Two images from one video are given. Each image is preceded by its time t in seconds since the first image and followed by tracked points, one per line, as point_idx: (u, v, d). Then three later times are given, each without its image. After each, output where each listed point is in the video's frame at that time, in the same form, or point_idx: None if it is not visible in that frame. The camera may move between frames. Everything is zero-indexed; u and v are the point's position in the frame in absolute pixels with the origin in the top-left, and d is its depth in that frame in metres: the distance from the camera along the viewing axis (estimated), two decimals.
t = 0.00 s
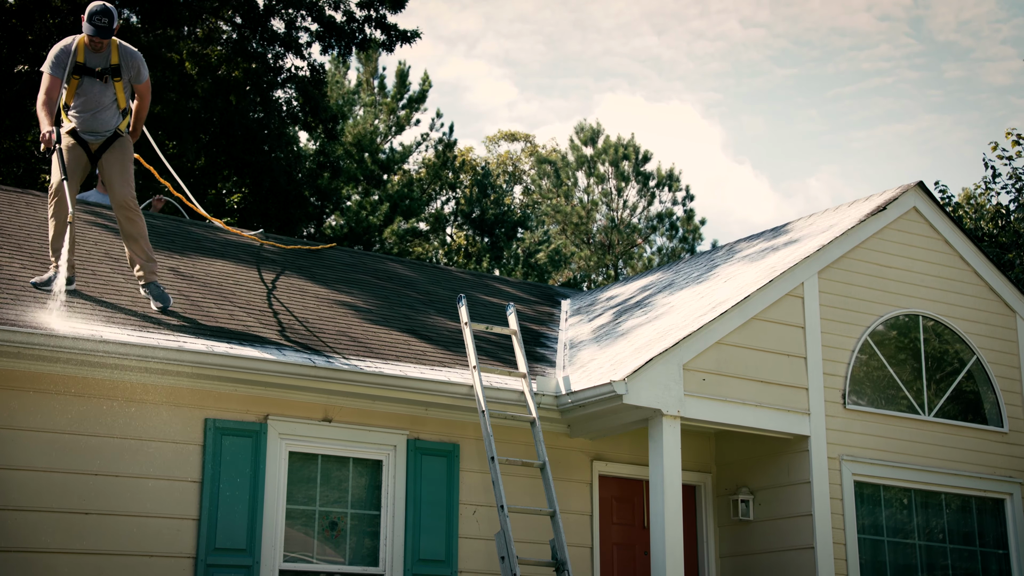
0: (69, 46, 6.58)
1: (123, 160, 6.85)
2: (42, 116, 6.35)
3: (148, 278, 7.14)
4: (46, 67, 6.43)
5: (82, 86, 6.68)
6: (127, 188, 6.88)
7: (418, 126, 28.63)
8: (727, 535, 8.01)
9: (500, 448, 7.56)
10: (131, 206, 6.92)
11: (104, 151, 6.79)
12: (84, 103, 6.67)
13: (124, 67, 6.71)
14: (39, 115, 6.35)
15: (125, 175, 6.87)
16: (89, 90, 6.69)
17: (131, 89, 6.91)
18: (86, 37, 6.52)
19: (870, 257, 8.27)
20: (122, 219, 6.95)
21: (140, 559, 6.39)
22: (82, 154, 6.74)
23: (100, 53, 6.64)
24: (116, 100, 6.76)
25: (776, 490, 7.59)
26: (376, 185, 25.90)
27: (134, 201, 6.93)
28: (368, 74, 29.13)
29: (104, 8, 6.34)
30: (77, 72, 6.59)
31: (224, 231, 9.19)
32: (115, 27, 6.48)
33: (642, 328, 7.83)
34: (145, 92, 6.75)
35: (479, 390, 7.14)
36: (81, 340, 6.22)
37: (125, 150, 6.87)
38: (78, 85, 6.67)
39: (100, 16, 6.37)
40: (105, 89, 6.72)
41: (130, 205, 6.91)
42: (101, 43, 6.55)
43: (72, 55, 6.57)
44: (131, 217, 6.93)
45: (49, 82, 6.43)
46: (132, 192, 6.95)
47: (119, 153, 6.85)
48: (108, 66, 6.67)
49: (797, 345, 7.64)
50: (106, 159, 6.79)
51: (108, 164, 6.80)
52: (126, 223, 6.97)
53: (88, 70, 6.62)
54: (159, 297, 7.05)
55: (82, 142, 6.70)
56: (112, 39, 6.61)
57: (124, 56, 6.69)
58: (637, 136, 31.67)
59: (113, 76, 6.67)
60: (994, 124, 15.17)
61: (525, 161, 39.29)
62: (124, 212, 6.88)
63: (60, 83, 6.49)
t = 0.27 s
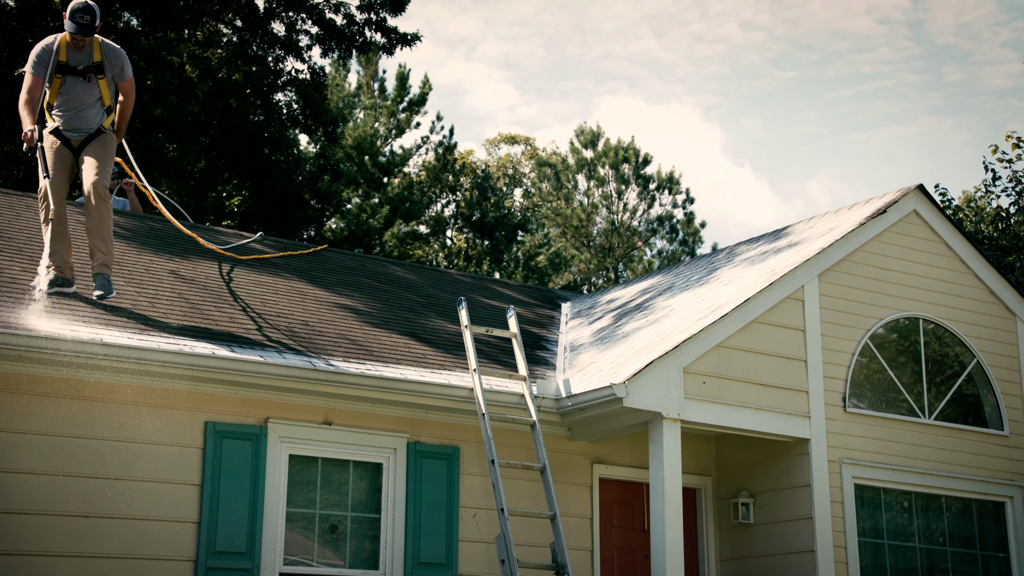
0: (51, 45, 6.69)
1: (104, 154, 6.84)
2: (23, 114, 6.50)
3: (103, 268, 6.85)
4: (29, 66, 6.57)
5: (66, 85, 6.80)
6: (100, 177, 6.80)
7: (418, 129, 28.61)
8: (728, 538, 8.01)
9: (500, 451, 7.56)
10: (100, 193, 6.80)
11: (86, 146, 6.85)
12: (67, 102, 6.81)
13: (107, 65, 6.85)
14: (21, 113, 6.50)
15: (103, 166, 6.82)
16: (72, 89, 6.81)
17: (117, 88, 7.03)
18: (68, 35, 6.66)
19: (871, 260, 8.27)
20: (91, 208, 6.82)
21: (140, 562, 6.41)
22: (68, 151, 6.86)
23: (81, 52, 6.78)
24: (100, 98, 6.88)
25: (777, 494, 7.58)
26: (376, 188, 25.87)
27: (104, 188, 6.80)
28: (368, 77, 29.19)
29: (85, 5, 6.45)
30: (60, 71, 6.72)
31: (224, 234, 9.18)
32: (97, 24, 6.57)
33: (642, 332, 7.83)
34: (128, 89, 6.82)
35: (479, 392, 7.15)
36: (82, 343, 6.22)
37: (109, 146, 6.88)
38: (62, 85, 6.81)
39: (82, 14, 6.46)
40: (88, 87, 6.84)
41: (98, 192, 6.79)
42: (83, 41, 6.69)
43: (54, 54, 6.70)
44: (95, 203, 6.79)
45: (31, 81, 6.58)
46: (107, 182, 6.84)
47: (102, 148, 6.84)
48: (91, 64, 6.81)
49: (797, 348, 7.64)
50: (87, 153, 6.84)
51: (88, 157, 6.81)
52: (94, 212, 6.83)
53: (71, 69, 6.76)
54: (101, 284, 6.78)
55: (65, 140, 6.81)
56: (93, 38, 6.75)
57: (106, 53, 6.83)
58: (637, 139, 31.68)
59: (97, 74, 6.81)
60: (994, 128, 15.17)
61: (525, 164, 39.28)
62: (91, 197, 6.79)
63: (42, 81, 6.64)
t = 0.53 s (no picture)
0: (35, 44, 6.57)
1: (87, 152, 6.67)
2: (9, 113, 6.43)
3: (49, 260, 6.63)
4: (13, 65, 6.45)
5: (51, 84, 6.67)
6: (79, 174, 6.61)
7: (418, 132, 28.62)
8: (728, 541, 8.00)
9: (501, 455, 7.55)
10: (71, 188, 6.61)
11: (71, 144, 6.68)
12: (53, 101, 6.66)
13: (94, 64, 6.72)
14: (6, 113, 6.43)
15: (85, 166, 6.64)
16: (58, 88, 6.67)
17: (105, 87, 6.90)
18: (53, 33, 6.50)
19: (871, 263, 8.27)
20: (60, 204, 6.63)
21: (140, 565, 6.42)
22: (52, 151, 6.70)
23: (67, 50, 6.63)
24: (87, 97, 6.75)
25: (777, 497, 7.58)
26: (376, 191, 25.95)
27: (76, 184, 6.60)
28: (369, 81, 29.25)
29: (70, 4, 6.30)
30: (44, 70, 6.58)
31: (224, 238, 9.17)
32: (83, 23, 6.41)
33: (642, 335, 7.82)
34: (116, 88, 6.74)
35: (479, 395, 7.16)
36: (82, 347, 6.24)
37: (94, 146, 6.73)
38: (47, 84, 6.67)
39: (67, 12, 6.31)
40: (74, 86, 6.70)
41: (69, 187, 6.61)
42: (69, 39, 6.53)
43: (39, 53, 6.56)
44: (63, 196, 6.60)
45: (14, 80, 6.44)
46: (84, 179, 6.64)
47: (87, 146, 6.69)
48: (77, 63, 6.67)
49: (797, 352, 7.64)
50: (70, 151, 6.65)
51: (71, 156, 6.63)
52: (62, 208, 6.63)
53: (55, 67, 6.61)
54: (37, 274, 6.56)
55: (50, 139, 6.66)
56: (79, 35, 6.60)
57: (92, 52, 6.70)
58: (637, 142, 31.66)
59: (82, 73, 6.67)
60: (995, 132, 15.16)
61: (526, 167, 39.30)
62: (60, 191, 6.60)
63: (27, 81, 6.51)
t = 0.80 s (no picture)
0: (21, 44, 6.53)
1: (71, 155, 6.63)
2: None
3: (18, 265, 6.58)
4: None
5: (38, 85, 6.65)
6: (59, 181, 6.55)
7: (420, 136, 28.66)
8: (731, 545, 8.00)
9: (503, 458, 7.55)
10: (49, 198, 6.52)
11: (56, 146, 6.63)
12: (39, 102, 6.64)
13: (81, 64, 6.71)
14: None
15: (66, 171, 6.58)
16: (45, 88, 6.65)
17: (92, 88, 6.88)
18: (39, 33, 6.49)
19: (873, 267, 8.27)
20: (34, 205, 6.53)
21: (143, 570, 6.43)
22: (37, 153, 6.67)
23: (53, 50, 6.61)
24: (74, 97, 6.72)
25: (780, 501, 7.57)
26: (378, 196, 26.06)
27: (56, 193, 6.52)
28: (371, 85, 29.37)
29: (57, 3, 6.33)
30: (31, 71, 6.56)
31: (226, 242, 9.17)
32: (70, 22, 6.43)
33: (645, 338, 7.82)
34: (105, 88, 6.74)
35: (482, 399, 7.16)
36: (85, 351, 6.24)
37: (80, 148, 6.69)
38: (35, 84, 6.64)
39: (53, 12, 6.34)
40: (61, 86, 6.68)
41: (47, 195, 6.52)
42: (55, 38, 6.52)
43: (25, 53, 6.53)
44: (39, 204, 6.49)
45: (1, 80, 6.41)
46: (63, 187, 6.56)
47: (72, 148, 6.65)
48: (63, 63, 6.65)
49: (800, 355, 7.64)
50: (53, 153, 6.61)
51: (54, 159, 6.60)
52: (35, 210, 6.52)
53: (42, 67, 6.59)
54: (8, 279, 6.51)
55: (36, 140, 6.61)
56: (65, 35, 6.59)
57: (79, 51, 6.69)
58: (638, 146, 31.70)
59: (70, 73, 6.66)
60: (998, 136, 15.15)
61: (528, 171, 39.33)
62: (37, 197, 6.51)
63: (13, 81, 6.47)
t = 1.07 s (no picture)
0: (13, 46, 6.54)
1: (62, 162, 6.70)
2: None
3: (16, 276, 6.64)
4: None
5: (30, 88, 6.70)
6: (51, 189, 6.64)
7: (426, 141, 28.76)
8: (739, 551, 7.99)
9: (510, 463, 7.55)
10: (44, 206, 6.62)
11: (47, 152, 6.70)
12: (32, 105, 6.71)
13: (73, 67, 6.69)
14: None
15: (59, 180, 6.68)
16: (37, 92, 6.70)
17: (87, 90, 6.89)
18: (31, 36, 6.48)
19: (881, 271, 8.26)
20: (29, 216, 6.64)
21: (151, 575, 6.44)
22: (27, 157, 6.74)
23: (46, 53, 6.61)
24: (65, 101, 6.78)
25: (788, 506, 7.56)
26: (385, 201, 25.87)
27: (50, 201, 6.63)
28: (378, 90, 29.54)
29: (47, 5, 6.23)
30: (22, 74, 6.60)
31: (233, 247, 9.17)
32: (61, 24, 6.36)
33: (652, 343, 7.81)
34: (99, 91, 6.69)
35: (489, 405, 7.16)
36: (93, 357, 6.25)
37: (71, 154, 6.76)
38: (27, 87, 6.70)
39: (44, 14, 6.25)
40: (52, 91, 6.72)
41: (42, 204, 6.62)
42: (46, 43, 6.50)
43: (17, 56, 6.55)
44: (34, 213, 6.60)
45: None
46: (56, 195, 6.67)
47: (63, 156, 6.71)
48: (55, 67, 6.65)
49: (807, 360, 7.63)
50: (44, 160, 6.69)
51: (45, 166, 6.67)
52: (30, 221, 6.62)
53: (33, 71, 6.62)
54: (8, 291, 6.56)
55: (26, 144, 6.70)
56: (58, 38, 6.56)
57: (72, 55, 6.66)
58: (645, 150, 31.79)
59: (61, 76, 6.66)
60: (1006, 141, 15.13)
61: (535, 175, 39.36)
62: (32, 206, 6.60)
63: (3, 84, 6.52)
